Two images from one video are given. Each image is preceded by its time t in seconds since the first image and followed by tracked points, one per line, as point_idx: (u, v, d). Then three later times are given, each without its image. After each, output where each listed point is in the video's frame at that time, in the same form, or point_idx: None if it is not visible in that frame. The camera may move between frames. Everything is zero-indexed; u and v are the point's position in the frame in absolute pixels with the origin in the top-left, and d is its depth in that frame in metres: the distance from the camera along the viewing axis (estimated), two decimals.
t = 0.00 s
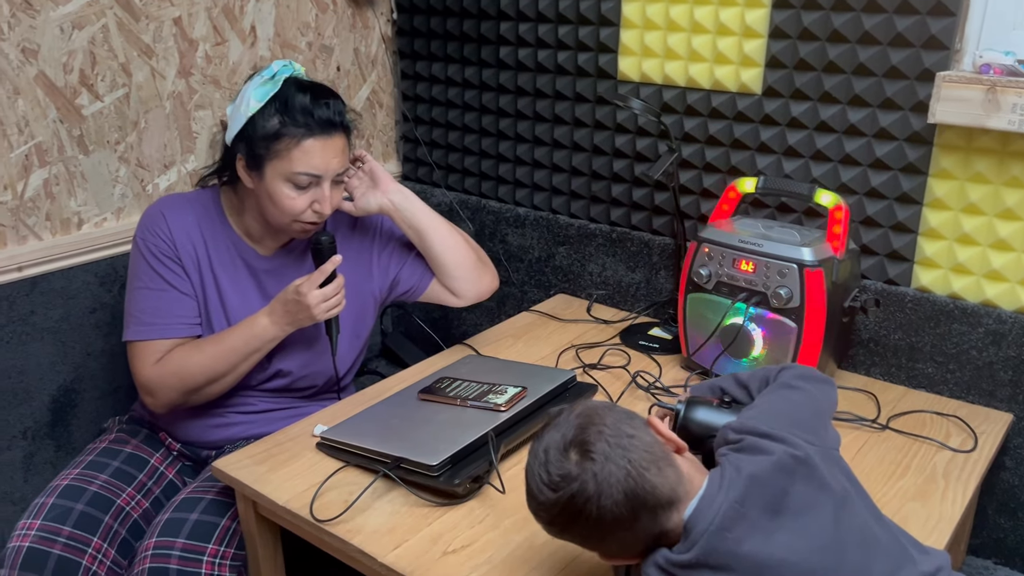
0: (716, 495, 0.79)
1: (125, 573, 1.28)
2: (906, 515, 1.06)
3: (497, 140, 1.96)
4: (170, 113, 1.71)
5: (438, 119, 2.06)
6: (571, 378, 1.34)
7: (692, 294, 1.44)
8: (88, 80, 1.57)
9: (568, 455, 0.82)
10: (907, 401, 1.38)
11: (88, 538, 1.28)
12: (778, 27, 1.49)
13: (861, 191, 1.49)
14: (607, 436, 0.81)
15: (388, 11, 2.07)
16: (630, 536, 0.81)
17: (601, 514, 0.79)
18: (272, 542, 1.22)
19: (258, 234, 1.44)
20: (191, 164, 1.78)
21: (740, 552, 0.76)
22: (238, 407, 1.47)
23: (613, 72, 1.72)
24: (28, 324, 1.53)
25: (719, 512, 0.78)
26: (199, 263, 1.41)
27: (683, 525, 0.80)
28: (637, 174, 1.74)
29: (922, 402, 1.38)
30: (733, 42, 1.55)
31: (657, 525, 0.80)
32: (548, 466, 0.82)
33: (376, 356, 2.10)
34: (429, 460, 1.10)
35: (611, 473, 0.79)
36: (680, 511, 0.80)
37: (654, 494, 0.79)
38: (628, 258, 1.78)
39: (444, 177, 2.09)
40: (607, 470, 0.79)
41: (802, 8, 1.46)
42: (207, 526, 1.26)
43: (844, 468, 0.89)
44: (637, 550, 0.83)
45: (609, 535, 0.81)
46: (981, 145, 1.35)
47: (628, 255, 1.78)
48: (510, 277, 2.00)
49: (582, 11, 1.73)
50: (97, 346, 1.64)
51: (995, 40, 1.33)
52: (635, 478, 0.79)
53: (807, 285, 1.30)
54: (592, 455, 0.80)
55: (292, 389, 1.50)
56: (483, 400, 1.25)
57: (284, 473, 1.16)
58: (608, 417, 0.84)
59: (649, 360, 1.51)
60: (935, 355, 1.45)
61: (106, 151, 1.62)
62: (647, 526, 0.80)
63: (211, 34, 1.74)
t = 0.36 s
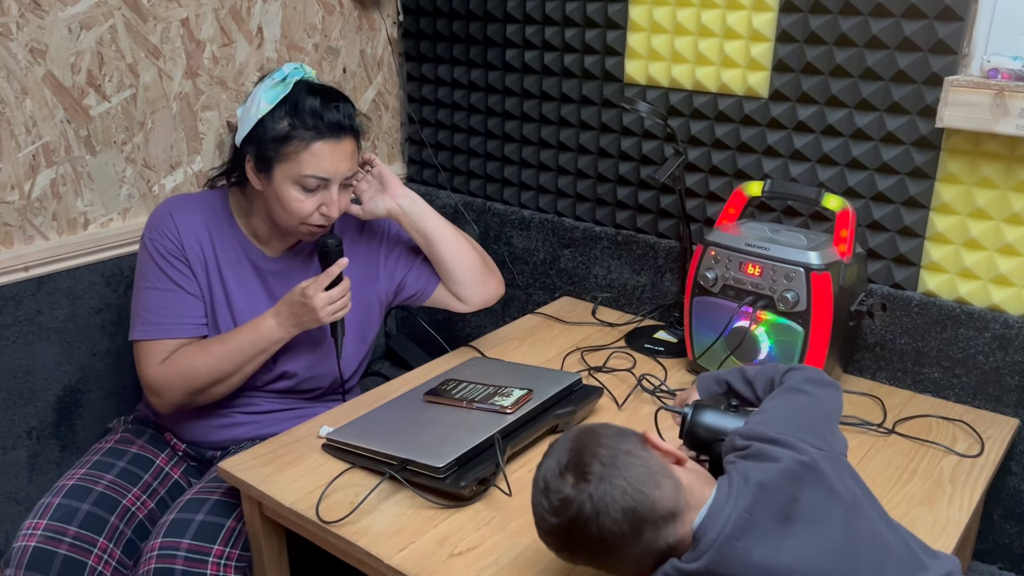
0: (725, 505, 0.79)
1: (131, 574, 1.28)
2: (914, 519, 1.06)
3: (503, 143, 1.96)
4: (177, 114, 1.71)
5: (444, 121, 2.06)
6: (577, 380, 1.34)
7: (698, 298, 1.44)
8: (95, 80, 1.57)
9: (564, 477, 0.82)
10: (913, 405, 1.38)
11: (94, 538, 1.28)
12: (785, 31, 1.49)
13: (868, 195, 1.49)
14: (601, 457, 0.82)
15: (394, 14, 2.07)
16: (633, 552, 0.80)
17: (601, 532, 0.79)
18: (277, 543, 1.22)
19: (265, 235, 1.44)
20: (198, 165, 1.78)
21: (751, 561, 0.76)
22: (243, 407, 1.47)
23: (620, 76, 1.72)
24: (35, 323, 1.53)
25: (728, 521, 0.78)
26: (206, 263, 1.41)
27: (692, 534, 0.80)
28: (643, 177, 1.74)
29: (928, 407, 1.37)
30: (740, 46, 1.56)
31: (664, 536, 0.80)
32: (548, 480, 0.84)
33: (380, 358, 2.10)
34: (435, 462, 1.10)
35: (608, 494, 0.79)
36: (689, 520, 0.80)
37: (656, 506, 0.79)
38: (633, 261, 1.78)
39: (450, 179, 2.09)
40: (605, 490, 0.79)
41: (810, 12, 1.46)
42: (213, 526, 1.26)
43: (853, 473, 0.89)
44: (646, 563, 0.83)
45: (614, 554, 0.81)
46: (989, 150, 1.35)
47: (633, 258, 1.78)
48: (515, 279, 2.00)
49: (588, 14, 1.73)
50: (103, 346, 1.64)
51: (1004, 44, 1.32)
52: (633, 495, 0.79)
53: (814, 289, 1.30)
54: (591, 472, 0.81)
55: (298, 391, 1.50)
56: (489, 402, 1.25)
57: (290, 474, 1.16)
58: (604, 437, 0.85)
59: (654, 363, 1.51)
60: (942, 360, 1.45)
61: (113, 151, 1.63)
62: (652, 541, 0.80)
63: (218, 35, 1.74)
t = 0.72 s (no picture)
0: (719, 509, 0.79)
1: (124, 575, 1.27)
2: (909, 523, 1.06)
3: (500, 145, 1.96)
4: (173, 114, 1.71)
5: (441, 123, 2.06)
6: (573, 383, 1.34)
7: (695, 301, 1.44)
8: (91, 81, 1.57)
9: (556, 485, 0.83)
10: (909, 409, 1.38)
11: (87, 540, 1.28)
12: (782, 35, 1.49)
13: (864, 199, 1.49)
14: (592, 463, 0.83)
15: (392, 16, 2.07)
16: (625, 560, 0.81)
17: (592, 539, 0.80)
18: (271, 546, 1.22)
19: (261, 237, 1.43)
20: (194, 166, 1.77)
21: (745, 565, 0.76)
22: (237, 408, 1.46)
23: (617, 78, 1.72)
24: (29, 324, 1.52)
25: (723, 525, 0.78)
26: (200, 265, 1.41)
27: (685, 539, 0.80)
28: (639, 180, 1.74)
29: (923, 411, 1.37)
30: (737, 49, 1.56)
31: (659, 539, 0.79)
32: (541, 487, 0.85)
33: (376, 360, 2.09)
34: (430, 464, 1.09)
35: (598, 499, 0.80)
36: (683, 524, 0.80)
37: (649, 513, 0.79)
38: (630, 264, 1.78)
39: (447, 181, 2.09)
40: (595, 497, 0.80)
41: (807, 16, 1.46)
42: (207, 529, 1.26)
43: (848, 478, 0.89)
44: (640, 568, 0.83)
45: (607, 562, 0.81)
46: (985, 154, 1.35)
47: (630, 261, 1.78)
48: (512, 282, 2.00)
49: (586, 17, 1.73)
50: (97, 346, 1.63)
51: (1000, 48, 1.32)
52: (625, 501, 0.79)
53: (809, 293, 1.30)
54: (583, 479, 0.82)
55: (292, 392, 1.49)
56: (485, 404, 1.25)
57: (284, 476, 1.16)
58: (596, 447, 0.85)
59: (650, 366, 1.51)
60: (938, 364, 1.45)
61: (109, 151, 1.62)
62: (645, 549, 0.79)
63: (215, 36, 1.74)
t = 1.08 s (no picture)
0: (714, 512, 0.78)
1: None
2: (904, 526, 1.05)
3: (495, 147, 1.95)
4: (167, 115, 1.70)
5: (437, 125, 2.05)
6: (568, 386, 1.33)
7: (689, 304, 1.44)
8: (85, 81, 1.56)
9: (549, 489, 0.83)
10: (904, 412, 1.37)
11: (78, 543, 1.27)
12: (778, 37, 1.49)
13: (860, 202, 1.48)
14: (585, 465, 0.82)
15: (388, 17, 2.07)
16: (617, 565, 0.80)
17: (585, 542, 0.79)
18: (264, 549, 1.21)
19: (255, 238, 1.43)
20: (188, 167, 1.77)
21: (739, 569, 0.75)
22: (230, 409, 1.45)
23: (613, 81, 1.72)
24: (21, 326, 1.52)
25: (718, 528, 0.77)
26: (194, 266, 1.40)
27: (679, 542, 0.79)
28: (635, 182, 1.74)
29: (919, 414, 1.37)
30: (733, 52, 1.56)
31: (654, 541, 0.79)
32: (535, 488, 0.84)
33: (371, 362, 2.09)
34: (423, 467, 1.09)
35: (591, 501, 0.79)
36: (677, 526, 0.80)
37: (642, 513, 0.79)
38: (625, 266, 1.78)
39: (442, 183, 2.09)
40: (588, 497, 0.80)
41: (802, 18, 1.46)
42: (199, 532, 1.25)
43: (843, 481, 0.88)
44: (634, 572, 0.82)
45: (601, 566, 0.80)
46: (980, 157, 1.35)
47: (626, 263, 1.78)
48: (507, 284, 2.00)
49: (582, 19, 1.73)
50: (90, 348, 1.63)
51: (994, 52, 1.32)
52: (617, 503, 0.79)
53: (805, 295, 1.30)
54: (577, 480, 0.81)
55: (285, 394, 1.49)
56: (479, 407, 1.24)
57: (277, 479, 1.15)
58: (591, 448, 0.85)
59: (645, 369, 1.51)
60: (933, 367, 1.44)
61: (103, 152, 1.62)
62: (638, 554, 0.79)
63: (210, 37, 1.74)
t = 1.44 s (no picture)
0: (714, 514, 0.78)
1: None
2: (903, 529, 1.05)
3: (495, 151, 1.96)
4: (167, 119, 1.70)
5: (436, 129, 2.06)
6: (567, 390, 1.33)
7: (689, 307, 1.44)
8: (85, 84, 1.56)
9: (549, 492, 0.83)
10: (902, 416, 1.38)
11: (76, 545, 1.27)
12: (776, 41, 1.49)
13: (858, 206, 1.49)
14: (586, 467, 0.82)
15: (387, 21, 2.07)
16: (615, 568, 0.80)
17: (585, 545, 0.79)
18: (263, 552, 1.21)
19: (256, 242, 1.43)
20: (188, 170, 1.77)
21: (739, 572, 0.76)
22: (230, 413, 1.45)
23: (612, 85, 1.73)
24: (20, 328, 1.52)
25: (719, 530, 0.77)
26: (195, 270, 1.40)
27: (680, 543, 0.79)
28: (634, 186, 1.74)
29: (917, 417, 1.37)
30: (732, 56, 1.56)
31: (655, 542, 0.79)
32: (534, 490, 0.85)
33: (370, 365, 2.08)
34: (423, 470, 1.09)
35: (592, 503, 0.79)
36: (677, 528, 0.80)
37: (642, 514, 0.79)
38: (624, 270, 1.78)
39: (441, 187, 2.09)
40: (587, 499, 0.80)
41: (801, 22, 1.47)
42: (198, 534, 1.25)
43: (843, 483, 0.89)
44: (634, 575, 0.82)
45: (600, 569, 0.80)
46: (979, 161, 1.35)
47: (625, 267, 1.78)
48: (506, 288, 2.00)
49: (581, 23, 1.73)
50: (89, 351, 1.62)
51: (993, 56, 1.33)
52: (617, 505, 0.79)
53: (804, 299, 1.30)
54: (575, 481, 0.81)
55: (286, 398, 1.49)
56: (478, 410, 1.24)
57: (276, 482, 1.15)
58: (590, 451, 0.85)
59: (644, 373, 1.51)
60: (932, 371, 1.45)
61: (102, 155, 1.62)
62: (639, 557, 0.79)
63: (209, 40, 1.74)
